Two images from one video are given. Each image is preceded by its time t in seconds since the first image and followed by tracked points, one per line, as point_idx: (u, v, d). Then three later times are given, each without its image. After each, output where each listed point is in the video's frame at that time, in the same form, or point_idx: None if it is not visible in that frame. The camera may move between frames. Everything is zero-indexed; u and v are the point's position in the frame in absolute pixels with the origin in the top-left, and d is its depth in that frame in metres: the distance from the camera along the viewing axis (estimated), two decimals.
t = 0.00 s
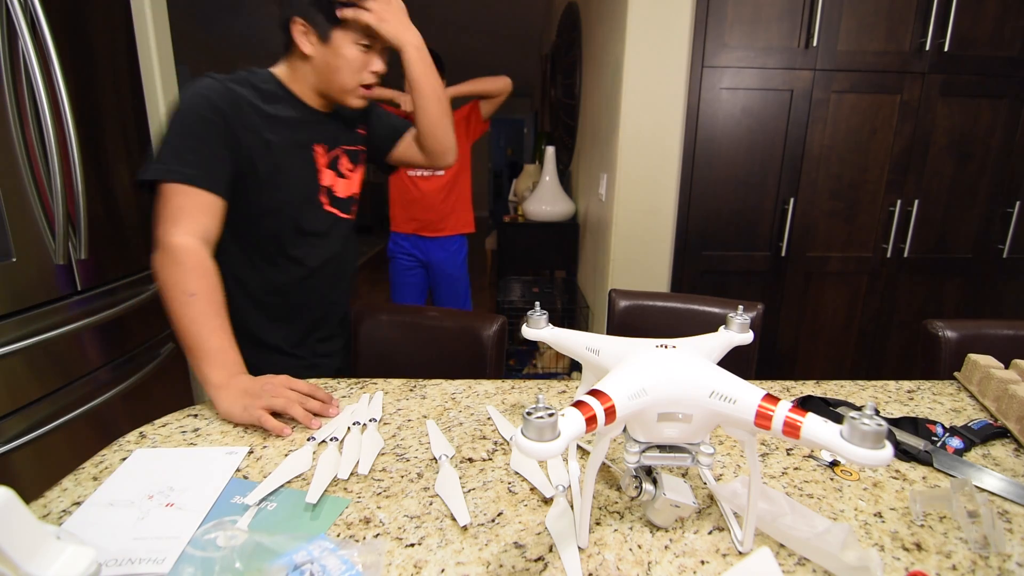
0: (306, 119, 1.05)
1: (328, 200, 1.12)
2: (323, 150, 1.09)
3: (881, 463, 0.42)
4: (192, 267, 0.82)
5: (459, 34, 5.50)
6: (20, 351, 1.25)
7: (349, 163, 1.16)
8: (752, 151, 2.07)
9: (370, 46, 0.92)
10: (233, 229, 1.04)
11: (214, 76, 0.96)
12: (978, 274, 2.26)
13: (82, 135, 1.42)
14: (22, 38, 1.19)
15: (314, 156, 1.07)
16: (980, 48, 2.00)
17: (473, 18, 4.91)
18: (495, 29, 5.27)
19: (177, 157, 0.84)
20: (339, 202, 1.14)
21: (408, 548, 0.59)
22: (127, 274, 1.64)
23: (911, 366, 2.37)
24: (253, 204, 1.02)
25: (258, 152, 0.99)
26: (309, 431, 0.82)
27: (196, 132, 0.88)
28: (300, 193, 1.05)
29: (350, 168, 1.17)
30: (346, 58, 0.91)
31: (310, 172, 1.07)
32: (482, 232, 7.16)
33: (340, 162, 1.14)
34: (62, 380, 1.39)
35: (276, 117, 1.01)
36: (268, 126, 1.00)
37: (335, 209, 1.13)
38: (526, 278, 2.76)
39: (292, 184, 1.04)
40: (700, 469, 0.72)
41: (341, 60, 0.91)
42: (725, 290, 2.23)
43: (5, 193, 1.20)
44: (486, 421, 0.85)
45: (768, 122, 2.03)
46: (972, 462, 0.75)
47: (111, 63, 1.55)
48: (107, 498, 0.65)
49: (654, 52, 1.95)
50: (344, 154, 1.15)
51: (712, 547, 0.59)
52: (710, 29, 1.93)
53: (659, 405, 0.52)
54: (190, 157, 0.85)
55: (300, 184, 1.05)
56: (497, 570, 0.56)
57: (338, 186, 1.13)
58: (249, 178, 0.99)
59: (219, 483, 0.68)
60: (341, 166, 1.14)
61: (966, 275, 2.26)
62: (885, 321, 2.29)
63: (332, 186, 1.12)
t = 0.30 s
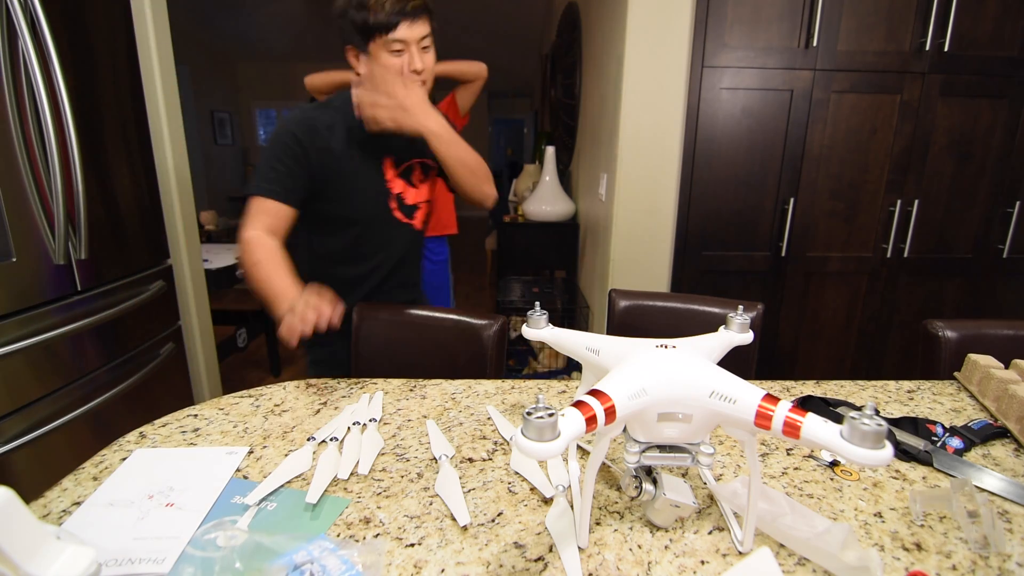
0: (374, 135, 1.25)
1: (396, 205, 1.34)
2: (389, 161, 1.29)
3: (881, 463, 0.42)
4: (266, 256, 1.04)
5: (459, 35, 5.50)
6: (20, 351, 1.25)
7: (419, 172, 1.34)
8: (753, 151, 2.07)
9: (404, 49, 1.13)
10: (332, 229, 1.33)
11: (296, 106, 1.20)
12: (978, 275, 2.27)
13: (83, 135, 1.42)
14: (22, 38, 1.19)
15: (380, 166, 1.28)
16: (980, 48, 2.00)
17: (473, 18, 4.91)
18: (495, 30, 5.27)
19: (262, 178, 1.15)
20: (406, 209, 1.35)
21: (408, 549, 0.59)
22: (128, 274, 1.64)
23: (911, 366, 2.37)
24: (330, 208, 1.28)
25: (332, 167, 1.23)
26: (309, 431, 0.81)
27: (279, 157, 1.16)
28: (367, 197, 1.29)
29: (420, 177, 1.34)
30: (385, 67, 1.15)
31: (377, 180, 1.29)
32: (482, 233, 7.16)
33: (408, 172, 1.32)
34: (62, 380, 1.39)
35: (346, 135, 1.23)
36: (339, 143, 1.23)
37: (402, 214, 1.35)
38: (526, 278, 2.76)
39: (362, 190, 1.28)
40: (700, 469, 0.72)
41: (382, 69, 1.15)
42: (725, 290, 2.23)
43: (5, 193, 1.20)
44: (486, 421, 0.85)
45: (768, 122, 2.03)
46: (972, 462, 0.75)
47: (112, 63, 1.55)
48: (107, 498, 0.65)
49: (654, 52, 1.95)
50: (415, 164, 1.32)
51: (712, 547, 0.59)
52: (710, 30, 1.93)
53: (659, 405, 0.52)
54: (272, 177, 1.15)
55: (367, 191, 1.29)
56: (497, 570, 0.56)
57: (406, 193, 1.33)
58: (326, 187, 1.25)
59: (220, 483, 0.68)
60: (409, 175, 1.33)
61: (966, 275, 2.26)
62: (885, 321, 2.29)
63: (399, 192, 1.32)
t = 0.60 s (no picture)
0: (400, 134, 1.44)
1: (419, 199, 1.48)
2: (411, 158, 1.45)
3: (881, 463, 0.42)
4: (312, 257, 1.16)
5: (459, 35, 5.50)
6: (20, 351, 1.25)
7: (442, 173, 1.49)
8: (753, 151, 2.07)
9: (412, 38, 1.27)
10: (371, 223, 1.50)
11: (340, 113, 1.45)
12: (978, 275, 2.26)
13: (83, 135, 1.42)
14: (22, 38, 1.19)
15: (403, 162, 1.45)
16: (980, 48, 2.00)
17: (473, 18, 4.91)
18: (495, 30, 5.27)
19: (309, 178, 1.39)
20: (426, 205, 1.49)
21: (408, 549, 0.59)
22: (128, 274, 1.64)
23: (911, 366, 2.37)
24: (363, 203, 1.48)
25: (361, 161, 1.42)
26: (309, 431, 0.81)
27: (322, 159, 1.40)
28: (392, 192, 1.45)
29: (442, 178, 1.49)
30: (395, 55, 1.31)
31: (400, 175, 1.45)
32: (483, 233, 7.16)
33: (431, 172, 1.48)
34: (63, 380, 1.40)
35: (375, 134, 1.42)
36: (368, 141, 1.41)
37: (421, 210, 1.48)
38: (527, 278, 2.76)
39: (387, 184, 1.44)
40: (700, 469, 0.72)
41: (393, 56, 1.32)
42: (725, 290, 2.23)
43: (5, 192, 1.20)
44: (486, 421, 0.85)
45: (768, 122, 2.03)
46: (972, 462, 0.75)
47: (112, 63, 1.55)
48: (107, 498, 0.65)
49: (654, 52, 1.95)
50: (438, 166, 1.48)
51: (712, 547, 0.59)
52: (710, 29, 1.93)
53: (659, 405, 0.52)
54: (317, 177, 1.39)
55: (390, 185, 1.45)
56: (497, 570, 0.56)
57: (426, 190, 1.48)
58: (357, 180, 1.45)
59: (219, 483, 0.68)
60: (432, 174, 1.48)
61: (966, 275, 2.26)
62: (885, 321, 2.29)
63: (420, 188, 1.47)
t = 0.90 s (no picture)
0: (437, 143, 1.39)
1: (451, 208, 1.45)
2: (446, 165, 1.41)
3: (881, 463, 0.42)
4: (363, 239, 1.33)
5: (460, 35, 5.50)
6: (20, 351, 1.25)
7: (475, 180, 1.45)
8: (753, 151, 2.07)
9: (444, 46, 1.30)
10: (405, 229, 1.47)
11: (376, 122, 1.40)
12: (978, 275, 2.27)
13: (83, 135, 1.42)
14: (22, 38, 1.19)
15: (439, 171, 1.41)
16: (980, 48, 2.00)
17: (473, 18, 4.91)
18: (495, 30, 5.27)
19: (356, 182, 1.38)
20: (460, 212, 1.45)
21: (408, 549, 0.59)
22: (128, 275, 1.64)
23: (910, 366, 2.37)
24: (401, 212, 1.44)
25: (400, 172, 1.39)
26: (309, 431, 0.81)
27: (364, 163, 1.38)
28: (429, 200, 1.42)
29: (476, 185, 1.45)
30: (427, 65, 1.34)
31: (437, 184, 1.41)
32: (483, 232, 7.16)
33: (466, 178, 1.43)
34: (62, 381, 1.40)
35: (411, 143, 1.38)
36: (405, 147, 1.37)
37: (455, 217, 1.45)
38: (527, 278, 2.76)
39: (425, 193, 1.41)
40: (700, 469, 0.72)
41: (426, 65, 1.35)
42: (725, 290, 2.23)
43: (4, 193, 1.20)
44: (486, 421, 0.85)
45: (769, 122, 2.03)
46: (972, 462, 0.75)
47: (112, 64, 1.55)
48: (107, 498, 0.66)
49: (654, 52, 1.95)
50: (473, 172, 1.44)
51: (712, 547, 0.59)
52: (710, 30, 1.93)
53: (659, 405, 0.52)
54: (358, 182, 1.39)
55: (427, 194, 1.41)
56: (496, 570, 0.56)
57: (460, 197, 1.44)
58: (396, 190, 1.41)
59: (219, 483, 0.68)
60: (466, 182, 1.44)
61: (966, 275, 2.26)
62: (885, 321, 2.29)
63: (455, 195, 1.43)
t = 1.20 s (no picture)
0: (497, 140, 1.31)
1: (506, 206, 1.34)
2: (505, 163, 1.31)
3: (881, 463, 0.42)
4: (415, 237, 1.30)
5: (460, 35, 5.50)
6: (20, 351, 1.25)
7: (535, 179, 1.33)
8: (753, 151, 2.07)
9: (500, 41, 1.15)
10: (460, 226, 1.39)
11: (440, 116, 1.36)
12: (978, 275, 2.27)
13: (83, 135, 1.42)
14: (22, 38, 1.19)
15: (496, 168, 1.31)
16: (980, 48, 2.00)
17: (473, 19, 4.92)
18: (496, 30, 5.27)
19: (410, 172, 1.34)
20: (516, 211, 1.34)
21: (407, 549, 0.59)
22: (129, 275, 1.65)
23: (910, 366, 2.37)
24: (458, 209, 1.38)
25: (456, 166, 1.31)
26: (309, 431, 0.81)
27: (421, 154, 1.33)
28: (484, 198, 1.33)
29: (535, 185, 1.33)
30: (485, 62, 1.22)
31: (493, 182, 1.32)
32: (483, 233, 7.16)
33: (524, 178, 1.33)
34: (62, 381, 1.40)
35: (470, 137, 1.30)
36: (462, 141, 1.30)
37: (511, 216, 1.34)
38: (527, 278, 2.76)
39: (480, 190, 1.32)
40: (700, 469, 0.72)
41: (485, 60, 1.21)
42: (725, 290, 2.23)
43: (5, 193, 1.20)
44: (486, 421, 0.85)
45: (769, 122, 2.03)
46: (972, 462, 0.75)
47: (112, 64, 1.55)
48: (108, 498, 0.66)
49: (654, 52, 1.95)
50: (533, 172, 1.33)
51: (712, 547, 0.59)
52: (710, 30, 1.93)
53: (659, 405, 0.52)
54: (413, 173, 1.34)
55: (482, 191, 1.32)
56: (496, 570, 0.56)
57: (517, 196, 1.33)
58: (451, 186, 1.35)
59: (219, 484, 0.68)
60: (524, 180, 1.33)
61: (966, 275, 2.26)
62: (885, 320, 2.29)
63: (511, 194, 1.33)
